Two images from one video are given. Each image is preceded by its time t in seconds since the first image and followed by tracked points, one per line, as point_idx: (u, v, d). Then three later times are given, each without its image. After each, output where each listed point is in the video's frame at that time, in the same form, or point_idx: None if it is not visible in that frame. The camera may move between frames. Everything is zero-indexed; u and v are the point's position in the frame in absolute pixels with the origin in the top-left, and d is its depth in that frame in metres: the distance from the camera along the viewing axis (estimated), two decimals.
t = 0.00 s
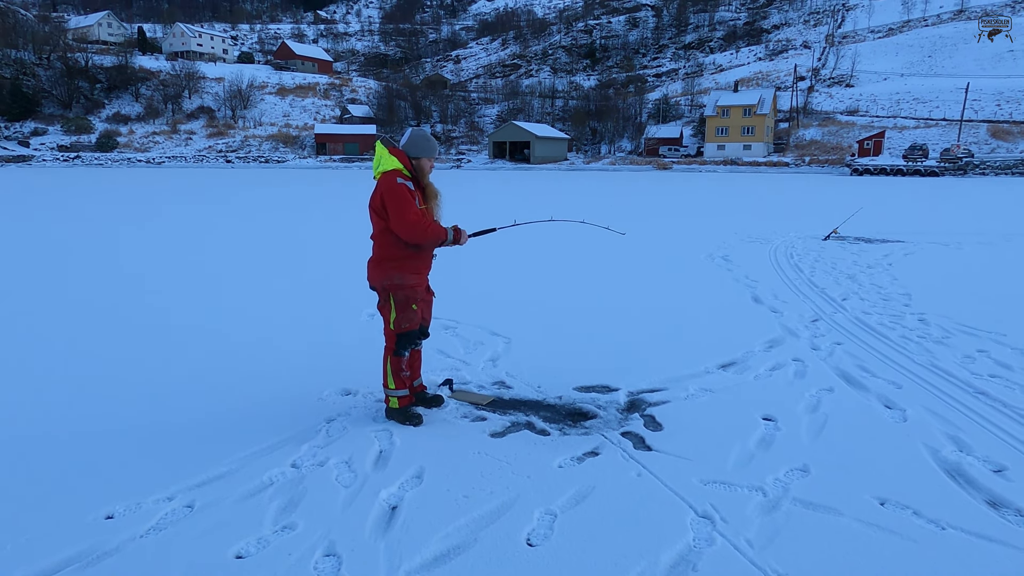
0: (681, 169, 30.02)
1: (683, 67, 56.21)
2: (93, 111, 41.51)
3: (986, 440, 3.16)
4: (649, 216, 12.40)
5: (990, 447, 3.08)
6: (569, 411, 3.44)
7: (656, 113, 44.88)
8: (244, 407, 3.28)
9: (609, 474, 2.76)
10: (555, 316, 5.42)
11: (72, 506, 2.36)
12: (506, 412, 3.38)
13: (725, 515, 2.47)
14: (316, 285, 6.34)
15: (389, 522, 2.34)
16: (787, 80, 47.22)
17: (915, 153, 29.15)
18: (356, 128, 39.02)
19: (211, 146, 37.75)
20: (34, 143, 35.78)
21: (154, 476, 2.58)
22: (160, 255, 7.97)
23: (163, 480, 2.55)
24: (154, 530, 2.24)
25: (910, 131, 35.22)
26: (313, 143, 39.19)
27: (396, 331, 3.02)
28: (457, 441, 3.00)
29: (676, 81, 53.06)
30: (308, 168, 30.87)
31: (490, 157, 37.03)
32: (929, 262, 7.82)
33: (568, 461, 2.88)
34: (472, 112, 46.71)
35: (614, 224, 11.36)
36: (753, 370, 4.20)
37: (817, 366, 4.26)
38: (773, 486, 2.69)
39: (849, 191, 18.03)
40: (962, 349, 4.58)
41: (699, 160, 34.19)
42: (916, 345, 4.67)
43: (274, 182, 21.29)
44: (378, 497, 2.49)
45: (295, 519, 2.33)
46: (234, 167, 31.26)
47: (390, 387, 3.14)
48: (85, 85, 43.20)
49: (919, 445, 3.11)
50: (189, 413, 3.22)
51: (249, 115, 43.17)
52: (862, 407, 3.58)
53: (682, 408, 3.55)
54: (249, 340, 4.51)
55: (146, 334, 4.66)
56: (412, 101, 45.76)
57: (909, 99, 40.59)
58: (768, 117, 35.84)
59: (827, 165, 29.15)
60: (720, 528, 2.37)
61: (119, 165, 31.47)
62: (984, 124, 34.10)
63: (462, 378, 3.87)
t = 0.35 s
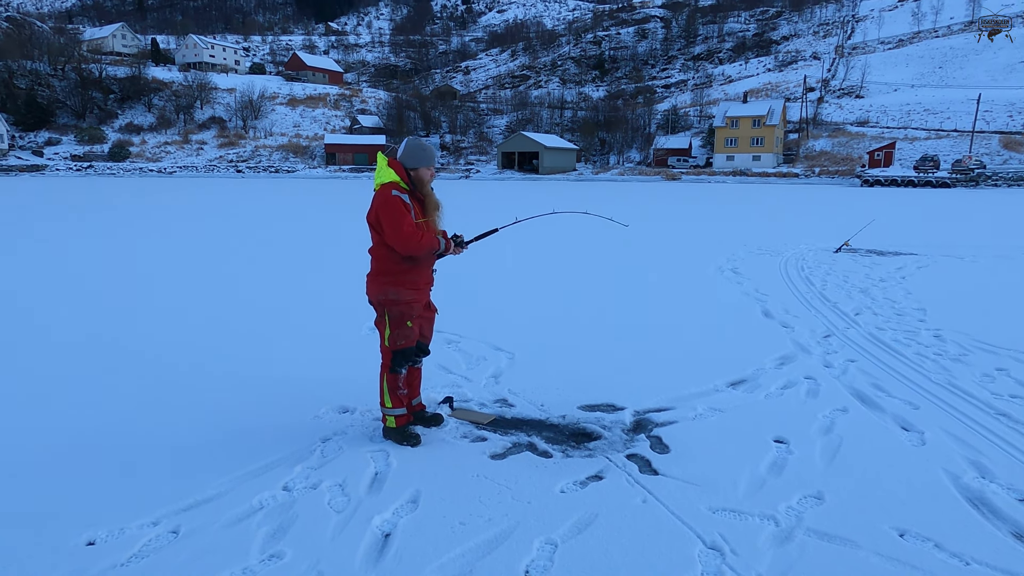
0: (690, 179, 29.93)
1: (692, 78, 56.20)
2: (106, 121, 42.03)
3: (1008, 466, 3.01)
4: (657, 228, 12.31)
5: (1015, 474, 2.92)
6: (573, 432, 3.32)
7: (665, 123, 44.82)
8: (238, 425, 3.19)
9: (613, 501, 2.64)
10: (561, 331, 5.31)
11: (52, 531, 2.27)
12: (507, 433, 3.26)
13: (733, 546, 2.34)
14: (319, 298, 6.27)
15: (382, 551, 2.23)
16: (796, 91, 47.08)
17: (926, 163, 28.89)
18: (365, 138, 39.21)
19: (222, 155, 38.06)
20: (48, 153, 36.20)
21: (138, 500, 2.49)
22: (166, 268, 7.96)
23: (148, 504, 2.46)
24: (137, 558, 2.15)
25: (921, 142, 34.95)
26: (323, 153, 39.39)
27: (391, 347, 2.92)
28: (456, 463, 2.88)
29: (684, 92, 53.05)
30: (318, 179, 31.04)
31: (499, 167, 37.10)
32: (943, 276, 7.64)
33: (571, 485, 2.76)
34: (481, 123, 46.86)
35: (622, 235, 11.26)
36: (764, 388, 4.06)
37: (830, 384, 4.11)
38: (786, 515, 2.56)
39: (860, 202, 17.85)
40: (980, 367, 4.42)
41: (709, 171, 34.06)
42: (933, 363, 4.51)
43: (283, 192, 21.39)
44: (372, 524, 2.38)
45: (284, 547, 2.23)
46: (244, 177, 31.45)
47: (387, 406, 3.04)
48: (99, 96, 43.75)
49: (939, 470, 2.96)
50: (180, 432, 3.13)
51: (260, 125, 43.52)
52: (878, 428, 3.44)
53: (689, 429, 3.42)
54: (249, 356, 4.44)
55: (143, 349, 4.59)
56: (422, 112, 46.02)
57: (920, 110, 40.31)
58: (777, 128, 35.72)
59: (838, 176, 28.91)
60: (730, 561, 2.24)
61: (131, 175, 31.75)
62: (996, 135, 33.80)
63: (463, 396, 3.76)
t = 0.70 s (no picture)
0: (700, 189, 29.83)
1: (702, 88, 56.18)
2: (120, 130, 42.64)
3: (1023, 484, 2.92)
4: (666, 238, 12.25)
5: None
6: (575, 445, 3.27)
7: (675, 133, 44.79)
8: (239, 437, 3.18)
9: (614, 517, 2.58)
10: (565, 341, 5.28)
11: (43, 544, 2.25)
12: (507, 445, 3.22)
13: (736, 566, 2.28)
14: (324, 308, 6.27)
15: (377, 568, 2.19)
16: (807, 101, 46.87)
17: (938, 174, 28.60)
18: (376, 148, 39.46)
19: (234, 165, 38.45)
20: (64, 162, 36.75)
21: (133, 513, 2.46)
22: (174, 276, 8.03)
23: (142, 517, 2.43)
24: (130, 570, 2.12)
25: (933, 152, 34.68)
26: (334, 162, 39.68)
27: (389, 358, 2.90)
28: (456, 476, 2.84)
29: (694, 102, 53.00)
30: (328, 188, 31.27)
31: (508, 177, 37.22)
32: (955, 287, 7.54)
33: (571, 501, 2.71)
34: (491, 133, 47.07)
35: (629, 245, 11.22)
36: (771, 402, 3.99)
37: (839, 398, 4.03)
38: (791, 533, 2.50)
39: (871, 212, 17.69)
40: (994, 382, 4.32)
41: (719, 181, 33.94)
42: (944, 376, 4.43)
43: (293, 201, 21.53)
44: (367, 538, 2.35)
45: (276, 562, 2.19)
46: (256, 186, 31.72)
47: (387, 417, 3.01)
48: (114, 106, 44.40)
49: (950, 487, 2.88)
50: (180, 443, 3.11)
51: (272, 135, 43.93)
52: (886, 443, 3.36)
53: (694, 443, 3.36)
54: (254, 365, 4.44)
55: (146, 358, 4.60)
56: (432, 121, 46.33)
57: (932, 120, 40.01)
58: (788, 138, 35.59)
59: (849, 186, 28.70)
60: None
61: (144, 184, 32.13)
62: (1010, 145, 33.46)
63: (465, 407, 3.72)
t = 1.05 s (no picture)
0: (709, 197, 29.71)
1: (712, 96, 56.12)
2: (134, 138, 43.21)
3: None
4: (674, 245, 12.21)
5: None
6: (574, 455, 3.24)
7: (685, 141, 44.70)
8: (237, 445, 3.18)
9: (611, 528, 2.55)
10: (570, 349, 5.27)
11: (35, 553, 2.25)
12: (505, 455, 3.19)
13: None
14: (328, 316, 6.29)
15: None
16: (818, 109, 46.69)
17: (951, 181, 28.34)
18: (386, 156, 39.69)
19: (245, 172, 38.80)
20: (78, 170, 37.25)
21: (127, 521, 2.46)
22: (181, 284, 8.08)
23: (135, 526, 2.43)
24: None
25: (945, 159, 34.41)
26: (344, 170, 39.94)
27: (385, 366, 2.88)
28: (451, 486, 2.82)
29: (704, 110, 52.94)
30: (338, 195, 31.47)
31: (517, 185, 37.29)
32: (966, 296, 7.42)
33: (567, 512, 2.68)
34: (501, 141, 47.23)
35: (636, 253, 11.18)
36: (776, 412, 3.93)
37: (845, 408, 3.97)
38: (792, 547, 2.45)
39: (882, 220, 17.53)
40: (1004, 393, 4.22)
41: (728, 189, 33.82)
42: (953, 387, 4.35)
43: (302, 209, 21.65)
44: (360, 549, 2.33)
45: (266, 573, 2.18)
46: (266, 193, 31.95)
47: (384, 426, 2.99)
48: (127, 114, 45.00)
49: (956, 501, 2.82)
50: (177, 451, 3.11)
51: (283, 143, 44.31)
52: (892, 456, 3.30)
53: (696, 453, 3.32)
54: (256, 373, 4.46)
55: (147, 366, 4.61)
56: (442, 130, 46.58)
57: (944, 128, 39.70)
58: (798, 146, 35.43)
59: (860, 194, 28.48)
60: None
61: (156, 192, 32.48)
62: None
63: (464, 417, 3.70)
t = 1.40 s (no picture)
0: (717, 202, 29.62)
1: (720, 101, 55.99)
2: (144, 144, 43.60)
3: None
4: (680, 250, 12.17)
5: None
6: (576, 461, 3.23)
7: (692, 146, 44.59)
8: (240, 449, 3.19)
9: (611, 536, 2.53)
10: (574, 355, 5.24)
11: (31, 558, 2.25)
12: (505, 461, 3.18)
13: None
14: (333, 321, 6.30)
15: None
16: (826, 114, 46.50)
17: (960, 187, 28.13)
18: (394, 161, 39.81)
19: (254, 178, 39.03)
20: (88, 176, 37.57)
21: (126, 528, 2.46)
22: (189, 288, 8.14)
23: (134, 530, 2.44)
24: None
25: (955, 165, 34.16)
26: (352, 175, 40.11)
27: (384, 370, 2.87)
28: (451, 492, 2.81)
29: (712, 115, 52.82)
30: (345, 201, 31.61)
31: (524, 190, 37.33)
32: (974, 302, 7.35)
33: (569, 518, 2.65)
34: (508, 147, 47.32)
35: (644, 258, 11.15)
36: (780, 419, 3.89)
37: (851, 415, 3.94)
38: (795, 556, 2.42)
39: (891, 225, 17.41)
40: (1014, 400, 4.17)
41: (736, 194, 33.66)
42: (960, 394, 4.29)
43: (308, 214, 21.75)
44: (357, 555, 2.31)
45: None
46: (275, 199, 32.12)
47: (385, 431, 2.98)
48: (137, 120, 45.40)
49: (965, 510, 2.77)
50: (177, 455, 3.11)
51: (292, 149, 44.56)
52: (899, 463, 3.25)
53: (699, 460, 3.29)
54: (262, 377, 4.45)
55: (149, 370, 4.62)
56: (449, 135, 46.67)
57: (953, 133, 39.42)
58: (806, 151, 35.25)
59: (869, 200, 28.26)
60: None
61: (166, 197, 32.70)
62: None
63: (467, 421, 3.69)
